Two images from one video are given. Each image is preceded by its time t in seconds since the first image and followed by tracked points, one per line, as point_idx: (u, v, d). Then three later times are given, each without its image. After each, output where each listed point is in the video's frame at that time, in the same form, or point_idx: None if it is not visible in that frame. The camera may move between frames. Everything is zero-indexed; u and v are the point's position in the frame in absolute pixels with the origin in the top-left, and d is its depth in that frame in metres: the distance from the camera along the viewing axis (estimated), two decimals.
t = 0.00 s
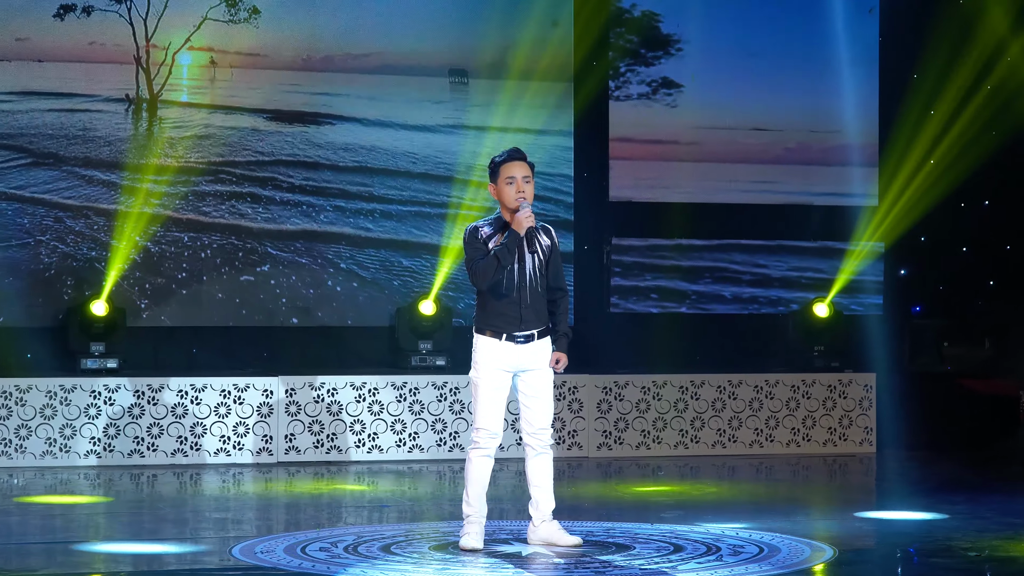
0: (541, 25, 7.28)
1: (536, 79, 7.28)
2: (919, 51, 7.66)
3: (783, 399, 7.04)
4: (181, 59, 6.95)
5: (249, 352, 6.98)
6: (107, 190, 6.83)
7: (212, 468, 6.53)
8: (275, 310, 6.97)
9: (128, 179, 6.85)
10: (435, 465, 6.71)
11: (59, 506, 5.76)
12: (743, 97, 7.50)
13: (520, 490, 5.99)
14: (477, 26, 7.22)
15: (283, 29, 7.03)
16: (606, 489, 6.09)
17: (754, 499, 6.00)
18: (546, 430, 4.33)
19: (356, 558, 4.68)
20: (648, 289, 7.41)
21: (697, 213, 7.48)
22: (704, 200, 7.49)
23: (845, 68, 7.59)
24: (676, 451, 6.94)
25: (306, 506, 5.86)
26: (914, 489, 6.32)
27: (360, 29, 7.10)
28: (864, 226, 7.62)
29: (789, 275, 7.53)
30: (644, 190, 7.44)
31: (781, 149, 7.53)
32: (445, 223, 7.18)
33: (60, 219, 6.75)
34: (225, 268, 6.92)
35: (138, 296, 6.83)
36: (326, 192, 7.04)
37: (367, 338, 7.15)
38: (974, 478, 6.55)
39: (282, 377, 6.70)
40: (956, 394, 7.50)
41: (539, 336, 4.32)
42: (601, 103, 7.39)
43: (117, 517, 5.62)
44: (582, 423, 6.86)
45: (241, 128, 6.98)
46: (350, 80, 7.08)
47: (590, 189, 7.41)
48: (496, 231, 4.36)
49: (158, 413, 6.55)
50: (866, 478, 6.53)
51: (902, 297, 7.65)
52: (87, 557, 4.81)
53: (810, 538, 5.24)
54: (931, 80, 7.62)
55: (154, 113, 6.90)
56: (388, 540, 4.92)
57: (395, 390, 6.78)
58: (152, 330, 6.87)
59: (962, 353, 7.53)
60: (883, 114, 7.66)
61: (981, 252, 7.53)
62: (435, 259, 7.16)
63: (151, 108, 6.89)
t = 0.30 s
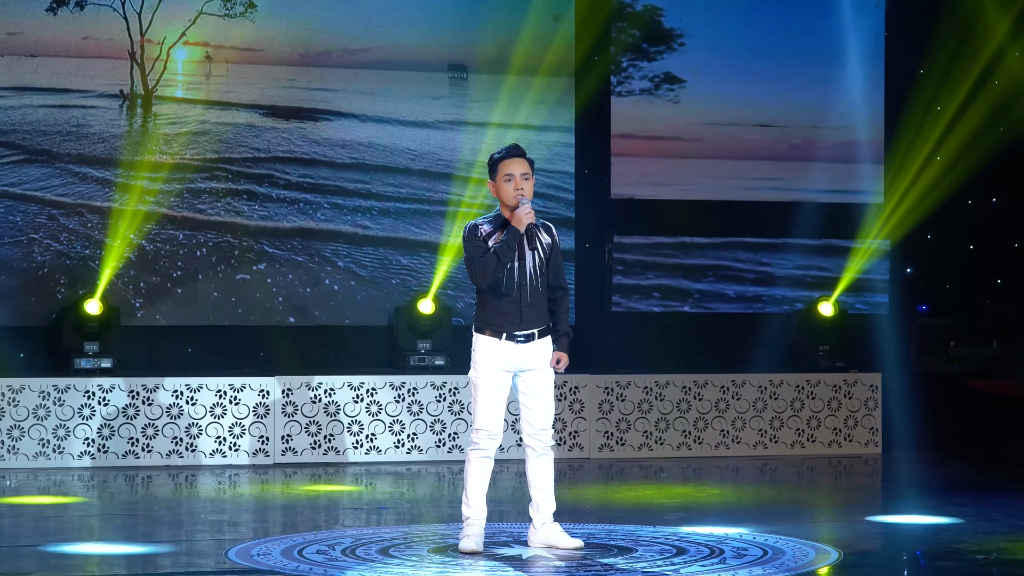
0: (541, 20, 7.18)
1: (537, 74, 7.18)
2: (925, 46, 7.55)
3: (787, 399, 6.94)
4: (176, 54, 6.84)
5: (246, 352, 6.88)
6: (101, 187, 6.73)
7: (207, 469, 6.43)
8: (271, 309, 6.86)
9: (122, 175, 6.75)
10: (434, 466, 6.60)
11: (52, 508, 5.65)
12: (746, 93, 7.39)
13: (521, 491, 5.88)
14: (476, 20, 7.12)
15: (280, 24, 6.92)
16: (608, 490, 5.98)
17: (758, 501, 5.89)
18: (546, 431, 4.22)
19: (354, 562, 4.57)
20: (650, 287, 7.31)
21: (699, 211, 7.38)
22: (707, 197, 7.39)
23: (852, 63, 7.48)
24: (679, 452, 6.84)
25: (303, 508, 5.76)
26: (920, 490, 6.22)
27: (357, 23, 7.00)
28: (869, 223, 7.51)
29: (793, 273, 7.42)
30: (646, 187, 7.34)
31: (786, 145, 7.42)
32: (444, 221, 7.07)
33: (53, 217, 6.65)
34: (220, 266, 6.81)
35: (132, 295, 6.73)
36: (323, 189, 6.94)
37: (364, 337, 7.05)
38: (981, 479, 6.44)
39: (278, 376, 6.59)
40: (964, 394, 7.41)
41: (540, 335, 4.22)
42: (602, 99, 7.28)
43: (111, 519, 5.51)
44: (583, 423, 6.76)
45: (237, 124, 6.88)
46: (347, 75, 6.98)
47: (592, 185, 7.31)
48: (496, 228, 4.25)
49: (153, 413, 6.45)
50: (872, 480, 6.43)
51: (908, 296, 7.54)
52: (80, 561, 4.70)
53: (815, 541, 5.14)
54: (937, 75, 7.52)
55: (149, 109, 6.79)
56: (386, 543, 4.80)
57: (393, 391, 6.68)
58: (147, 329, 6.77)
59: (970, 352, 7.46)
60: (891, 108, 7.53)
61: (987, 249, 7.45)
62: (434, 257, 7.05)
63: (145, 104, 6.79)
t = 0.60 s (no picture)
0: (542, 15, 7.06)
1: (539, 70, 7.06)
2: (932, 41, 7.43)
3: (792, 400, 6.82)
4: (170, 49, 6.73)
5: (242, 351, 6.78)
6: (95, 184, 6.61)
7: (202, 471, 6.32)
8: (267, 309, 6.75)
9: (116, 173, 6.64)
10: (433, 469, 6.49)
11: (44, 511, 5.54)
12: (750, 89, 7.27)
13: (522, 494, 5.77)
14: (476, 15, 7.00)
15: (276, 19, 6.81)
16: (609, 493, 5.87)
17: (763, 504, 5.78)
18: (547, 433, 4.11)
19: (352, 565, 4.45)
20: (653, 286, 7.19)
21: (703, 209, 7.26)
22: (710, 195, 7.27)
23: (858, 58, 7.36)
24: (682, 454, 6.72)
25: (299, 511, 5.64)
26: (928, 493, 6.10)
27: (354, 18, 6.88)
28: (875, 221, 7.39)
29: (798, 272, 7.30)
30: (649, 185, 7.22)
31: (791, 141, 7.30)
32: (443, 219, 6.96)
33: (46, 215, 6.54)
34: (216, 265, 6.70)
35: (126, 294, 6.61)
36: (320, 186, 6.83)
37: (362, 337, 6.94)
38: (989, 482, 6.32)
39: (274, 377, 6.48)
40: (972, 395, 7.31)
41: (541, 335, 4.10)
42: (604, 95, 7.17)
43: (105, 522, 5.40)
44: (584, 425, 6.65)
45: (232, 121, 6.77)
46: (344, 71, 6.87)
47: (593, 183, 7.20)
48: (496, 227, 4.14)
49: (147, 415, 6.34)
50: (879, 482, 6.31)
51: (915, 296, 7.43)
52: (72, 564, 4.58)
53: (820, 544, 5.02)
54: (944, 71, 7.40)
55: (143, 105, 6.68)
56: (385, 547, 4.68)
57: (391, 392, 6.57)
58: (141, 329, 6.66)
59: (978, 353, 7.33)
60: (897, 105, 7.42)
61: (995, 248, 7.32)
62: (434, 255, 6.94)
63: (140, 100, 6.68)
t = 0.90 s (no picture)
0: (543, 10, 6.96)
1: (539, 65, 6.96)
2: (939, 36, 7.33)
3: (796, 400, 6.72)
4: (165, 44, 6.63)
5: (237, 351, 6.68)
6: (88, 181, 6.51)
7: (197, 473, 6.21)
8: (263, 308, 6.64)
9: (110, 169, 6.53)
10: (432, 470, 6.38)
11: (36, 513, 5.43)
12: (754, 85, 7.16)
13: (522, 496, 5.66)
14: (476, 9, 6.90)
15: (272, 14, 6.71)
16: (610, 495, 5.75)
17: (766, 506, 5.66)
18: (547, 434, 4.01)
19: (349, 568, 4.34)
20: (655, 285, 7.09)
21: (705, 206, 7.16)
22: (713, 192, 7.16)
23: (864, 53, 7.25)
24: (684, 455, 6.62)
25: (296, 513, 5.53)
26: (934, 495, 5.99)
27: (352, 13, 6.78)
28: (881, 219, 7.28)
29: (802, 271, 7.20)
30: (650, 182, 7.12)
31: (795, 138, 7.20)
32: (442, 217, 6.85)
33: (39, 212, 6.44)
34: (211, 263, 6.60)
35: (119, 293, 6.50)
36: (316, 183, 6.72)
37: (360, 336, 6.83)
38: (997, 484, 6.22)
39: (270, 377, 6.38)
40: (979, 395, 7.24)
41: (541, 334, 4.00)
42: (606, 91, 7.07)
43: (98, 524, 5.28)
44: (585, 426, 6.54)
45: (228, 117, 6.66)
46: (342, 66, 6.76)
47: (594, 180, 7.09)
48: (495, 225, 4.03)
49: (141, 415, 6.23)
50: (884, 484, 6.21)
51: (922, 294, 7.32)
52: (65, 566, 4.47)
53: (825, 547, 4.91)
54: (951, 66, 7.31)
55: (137, 101, 6.58)
56: (382, 549, 4.57)
57: (389, 392, 6.46)
58: (135, 328, 6.55)
59: (985, 352, 7.26)
60: (903, 101, 7.32)
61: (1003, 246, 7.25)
62: (432, 254, 6.83)
63: (134, 96, 6.57)
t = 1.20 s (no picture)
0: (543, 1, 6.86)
1: (539, 57, 6.86)
2: (944, 28, 7.25)
3: (801, 398, 6.63)
4: (159, 36, 6.52)
5: (234, 349, 6.59)
6: (81, 175, 6.40)
7: (192, 471, 6.12)
8: (259, 303, 6.55)
9: (103, 163, 6.43)
10: (430, 468, 6.29)
11: (29, 512, 5.33)
12: (758, 78, 7.06)
13: (523, 495, 5.56)
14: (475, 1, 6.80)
15: (269, 5, 6.60)
16: (612, 494, 5.66)
17: (770, 505, 5.57)
18: (548, 432, 3.91)
19: (346, 568, 4.24)
20: (657, 281, 6.99)
21: (707, 200, 7.06)
22: (716, 186, 7.07)
23: (868, 46, 7.15)
24: (687, 453, 6.53)
25: (293, 512, 5.44)
26: (941, 494, 5.90)
27: (350, 4, 6.68)
28: (886, 214, 7.19)
29: (806, 266, 7.10)
30: (652, 176, 7.02)
31: (799, 131, 7.09)
32: (442, 212, 6.76)
33: (31, 207, 6.34)
34: (206, 259, 6.50)
35: (113, 288, 6.41)
36: (313, 177, 6.63)
37: (359, 334, 6.75)
38: (1004, 483, 6.12)
39: (267, 374, 6.28)
40: (986, 392, 7.15)
41: (541, 331, 3.89)
42: (607, 83, 6.97)
43: (92, 523, 5.18)
44: (587, 423, 6.44)
45: (223, 110, 6.56)
46: (339, 59, 6.66)
47: (595, 174, 6.99)
48: (495, 220, 3.93)
49: (136, 413, 6.14)
50: (890, 482, 6.11)
51: (929, 290, 7.23)
52: (59, 566, 4.36)
53: (829, 546, 4.81)
54: (957, 59, 7.22)
55: (131, 94, 6.47)
56: (380, 548, 4.47)
57: (387, 389, 6.37)
58: (129, 324, 6.45)
59: (992, 349, 7.16)
60: (908, 95, 7.23)
61: (1011, 242, 7.14)
62: (432, 249, 6.74)
63: (127, 89, 6.47)
